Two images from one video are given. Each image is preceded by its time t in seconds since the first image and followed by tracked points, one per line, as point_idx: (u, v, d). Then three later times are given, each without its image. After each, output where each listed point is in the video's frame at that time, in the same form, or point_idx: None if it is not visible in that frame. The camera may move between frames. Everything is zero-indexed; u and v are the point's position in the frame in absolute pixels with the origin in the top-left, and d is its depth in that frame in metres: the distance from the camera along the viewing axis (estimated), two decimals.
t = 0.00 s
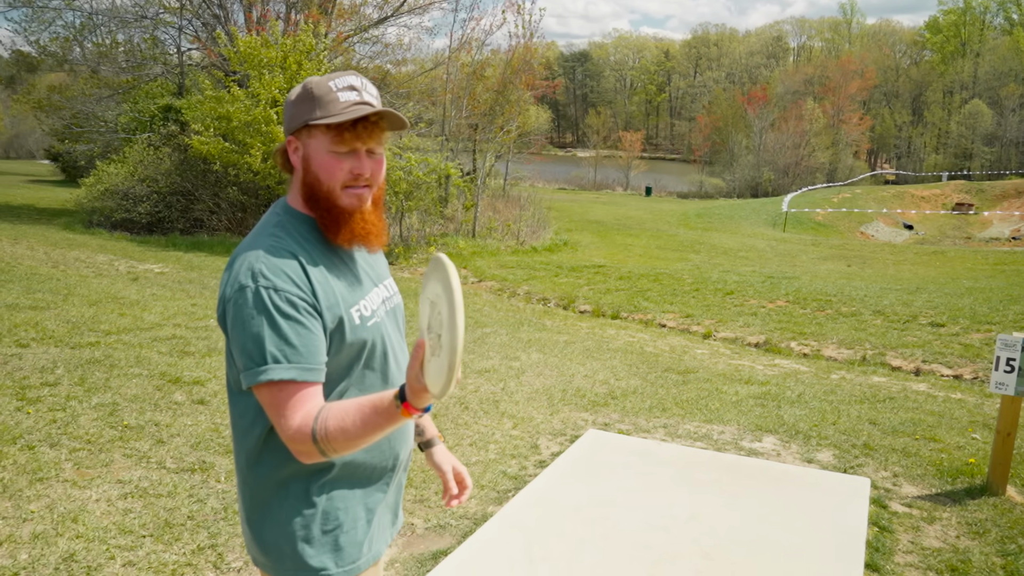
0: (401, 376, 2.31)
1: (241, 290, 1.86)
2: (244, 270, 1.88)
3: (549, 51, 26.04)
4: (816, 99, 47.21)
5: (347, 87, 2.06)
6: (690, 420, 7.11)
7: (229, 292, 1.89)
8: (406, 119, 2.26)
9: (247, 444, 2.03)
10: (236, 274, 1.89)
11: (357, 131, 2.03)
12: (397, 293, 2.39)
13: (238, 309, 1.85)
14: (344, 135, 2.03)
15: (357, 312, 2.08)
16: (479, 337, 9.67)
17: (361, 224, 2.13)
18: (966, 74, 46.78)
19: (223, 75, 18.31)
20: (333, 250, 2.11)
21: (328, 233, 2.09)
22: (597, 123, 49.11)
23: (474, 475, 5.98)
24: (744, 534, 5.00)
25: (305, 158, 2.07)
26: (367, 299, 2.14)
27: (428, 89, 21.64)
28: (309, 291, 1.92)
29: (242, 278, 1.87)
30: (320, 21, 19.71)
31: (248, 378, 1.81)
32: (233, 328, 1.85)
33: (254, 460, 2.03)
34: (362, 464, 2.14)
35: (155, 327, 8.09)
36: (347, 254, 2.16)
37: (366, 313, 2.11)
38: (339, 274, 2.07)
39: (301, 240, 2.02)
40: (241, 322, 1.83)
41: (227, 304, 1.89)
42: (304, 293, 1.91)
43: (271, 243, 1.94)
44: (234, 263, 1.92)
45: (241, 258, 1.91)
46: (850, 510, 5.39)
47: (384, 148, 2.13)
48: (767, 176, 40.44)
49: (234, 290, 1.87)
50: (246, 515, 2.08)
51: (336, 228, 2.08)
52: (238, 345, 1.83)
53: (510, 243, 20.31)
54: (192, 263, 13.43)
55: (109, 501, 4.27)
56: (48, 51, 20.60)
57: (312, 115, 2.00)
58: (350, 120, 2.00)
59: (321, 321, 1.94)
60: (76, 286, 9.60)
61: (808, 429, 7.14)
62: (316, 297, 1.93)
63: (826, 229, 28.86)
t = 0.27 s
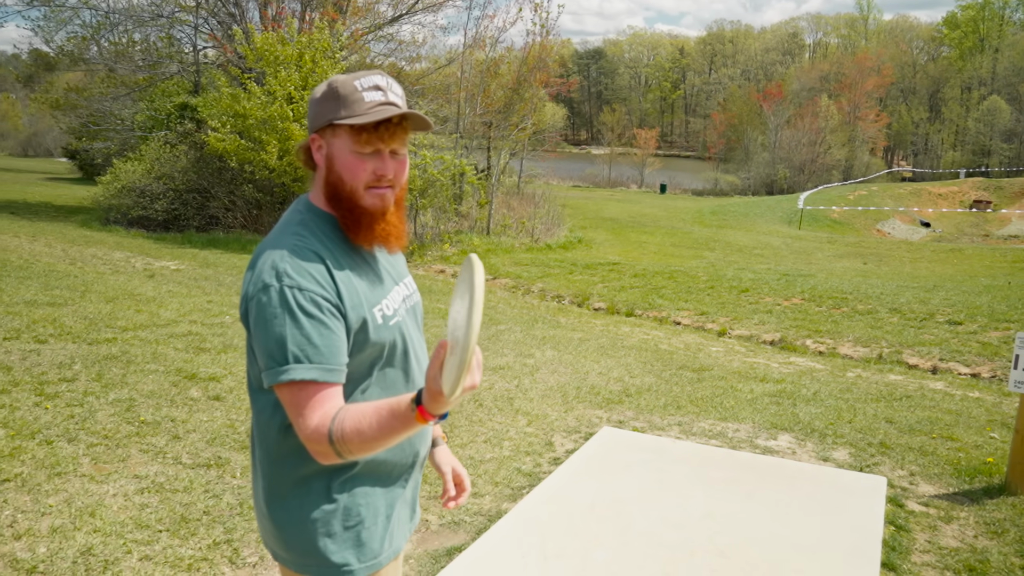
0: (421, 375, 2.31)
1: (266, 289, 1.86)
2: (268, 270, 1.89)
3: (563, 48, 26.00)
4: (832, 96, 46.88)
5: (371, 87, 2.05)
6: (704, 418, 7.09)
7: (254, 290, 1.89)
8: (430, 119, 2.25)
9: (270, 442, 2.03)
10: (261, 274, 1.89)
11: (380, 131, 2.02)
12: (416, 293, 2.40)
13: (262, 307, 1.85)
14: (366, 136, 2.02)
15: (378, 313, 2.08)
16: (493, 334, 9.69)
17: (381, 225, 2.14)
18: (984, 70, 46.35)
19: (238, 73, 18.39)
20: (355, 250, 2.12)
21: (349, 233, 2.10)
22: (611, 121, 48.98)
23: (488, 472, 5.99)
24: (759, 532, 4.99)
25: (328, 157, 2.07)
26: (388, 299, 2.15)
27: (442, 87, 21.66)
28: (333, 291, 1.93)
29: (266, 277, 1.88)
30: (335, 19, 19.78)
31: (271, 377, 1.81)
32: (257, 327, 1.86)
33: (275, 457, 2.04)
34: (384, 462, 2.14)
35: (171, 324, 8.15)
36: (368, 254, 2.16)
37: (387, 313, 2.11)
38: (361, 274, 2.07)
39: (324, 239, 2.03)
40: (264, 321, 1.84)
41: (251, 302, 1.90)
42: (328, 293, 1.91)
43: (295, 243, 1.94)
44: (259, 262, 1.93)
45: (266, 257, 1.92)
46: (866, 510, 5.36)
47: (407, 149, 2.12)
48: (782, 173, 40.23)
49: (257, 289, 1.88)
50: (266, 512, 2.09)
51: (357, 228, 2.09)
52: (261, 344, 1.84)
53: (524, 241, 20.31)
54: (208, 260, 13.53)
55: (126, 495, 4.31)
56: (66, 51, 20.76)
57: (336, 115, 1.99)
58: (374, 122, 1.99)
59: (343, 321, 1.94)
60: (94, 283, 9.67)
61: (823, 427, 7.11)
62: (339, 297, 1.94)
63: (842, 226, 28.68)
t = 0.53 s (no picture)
0: (434, 380, 2.32)
1: (295, 292, 1.86)
2: (297, 274, 1.89)
3: (565, 49, 26.01)
4: (835, 96, 46.83)
5: (400, 93, 2.06)
6: (707, 419, 7.09)
7: (281, 294, 1.89)
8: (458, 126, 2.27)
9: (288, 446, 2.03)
10: (289, 276, 1.89)
11: (410, 137, 2.04)
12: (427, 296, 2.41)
13: (290, 313, 1.85)
14: (393, 140, 2.04)
15: (400, 318, 2.09)
16: (496, 334, 9.69)
17: (405, 230, 2.15)
18: (987, 70, 46.32)
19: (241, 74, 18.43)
20: (375, 254, 2.12)
21: (368, 235, 2.11)
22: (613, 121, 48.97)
23: (490, 473, 5.99)
24: (761, 532, 4.99)
25: (353, 159, 2.07)
26: (408, 304, 2.16)
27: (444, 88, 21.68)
28: (361, 297, 1.93)
29: (294, 281, 1.88)
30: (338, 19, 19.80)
31: (299, 384, 1.82)
32: (284, 331, 1.86)
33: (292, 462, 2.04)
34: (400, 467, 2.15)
35: (174, 325, 8.17)
36: (387, 258, 2.17)
37: (407, 318, 2.12)
38: (384, 279, 2.07)
39: (349, 243, 2.03)
40: (291, 326, 1.84)
41: (278, 305, 1.89)
42: (356, 299, 1.91)
43: (324, 247, 1.95)
44: (285, 266, 1.92)
45: (292, 261, 1.91)
46: (870, 511, 5.35)
47: (431, 156, 2.14)
48: (785, 174, 40.33)
49: (286, 292, 1.87)
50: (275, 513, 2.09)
51: (381, 232, 2.09)
52: (289, 350, 1.84)
53: (527, 242, 20.32)
54: (210, 260, 13.56)
55: (129, 496, 4.32)
56: (69, 52, 20.78)
57: (364, 119, 2.00)
58: (405, 129, 2.00)
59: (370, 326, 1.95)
60: (97, 284, 9.70)
61: (826, 428, 7.11)
62: (367, 303, 1.95)
63: (845, 227, 28.65)
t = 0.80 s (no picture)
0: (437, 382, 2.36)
1: (336, 303, 1.85)
2: (340, 282, 1.87)
3: (564, 50, 26.04)
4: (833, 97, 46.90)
5: (434, 104, 2.09)
6: (706, 419, 7.10)
7: (320, 306, 1.86)
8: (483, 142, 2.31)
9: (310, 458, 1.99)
10: (330, 287, 1.86)
11: (450, 150, 2.07)
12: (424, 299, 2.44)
13: (333, 324, 1.83)
14: (431, 150, 2.06)
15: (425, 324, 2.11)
16: (495, 335, 9.70)
17: (431, 236, 2.18)
18: (984, 71, 46.44)
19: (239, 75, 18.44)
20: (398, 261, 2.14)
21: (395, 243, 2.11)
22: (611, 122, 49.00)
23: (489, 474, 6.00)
24: (760, 534, 5.00)
25: (388, 168, 2.07)
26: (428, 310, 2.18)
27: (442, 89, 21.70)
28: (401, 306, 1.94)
29: (334, 292, 1.86)
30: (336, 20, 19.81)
31: (349, 397, 1.81)
32: (325, 344, 1.83)
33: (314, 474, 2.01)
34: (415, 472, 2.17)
35: (172, 326, 8.17)
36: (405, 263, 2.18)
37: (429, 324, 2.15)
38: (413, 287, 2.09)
39: (382, 251, 2.03)
40: (337, 338, 1.82)
41: (319, 315, 1.86)
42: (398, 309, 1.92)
43: (360, 256, 1.94)
44: (320, 276, 1.89)
45: (327, 271, 1.89)
46: (869, 511, 5.36)
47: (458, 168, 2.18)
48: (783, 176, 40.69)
49: (329, 302, 1.85)
50: (290, 525, 2.04)
51: (412, 242, 2.11)
52: (335, 361, 1.82)
53: (525, 243, 20.35)
54: (209, 262, 13.58)
55: (127, 499, 4.32)
56: (66, 54, 20.75)
57: (404, 129, 2.02)
58: (446, 141, 2.04)
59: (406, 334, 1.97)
60: (94, 285, 9.70)
61: (824, 428, 7.12)
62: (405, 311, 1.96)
63: (843, 227, 28.69)
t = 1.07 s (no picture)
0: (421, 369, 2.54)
1: (370, 308, 1.98)
2: (374, 286, 2.01)
3: (555, 55, 26.12)
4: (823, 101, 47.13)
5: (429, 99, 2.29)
6: (697, 424, 7.12)
7: (354, 311, 1.99)
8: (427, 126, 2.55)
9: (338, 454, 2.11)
10: (362, 292, 1.99)
11: (450, 143, 2.33)
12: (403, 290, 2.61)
13: (371, 327, 1.98)
14: (437, 145, 2.28)
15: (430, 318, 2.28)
16: (486, 340, 9.71)
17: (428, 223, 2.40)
18: (972, 76, 46.85)
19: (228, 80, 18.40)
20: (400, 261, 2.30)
21: (408, 233, 2.30)
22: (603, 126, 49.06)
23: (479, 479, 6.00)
24: (750, 537, 5.02)
25: (411, 169, 2.21)
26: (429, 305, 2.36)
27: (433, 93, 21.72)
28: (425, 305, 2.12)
29: (367, 297, 1.99)
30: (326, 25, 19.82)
31: (387, 396, 1.97)
32: (364, 347, 1.97)
33: (340, 469, 2.12)
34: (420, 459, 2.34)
35: (162, 333, 8.14)
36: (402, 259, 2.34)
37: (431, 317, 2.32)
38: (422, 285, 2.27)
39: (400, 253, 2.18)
40: (374, 341, 1.97)
41: (355, 318, 1.99)
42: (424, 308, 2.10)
43: (383, 258, 2.08)
44: (349, 283, 2.01)
45: (357, 278, 2.01)
46: (859, 515, 5.39)
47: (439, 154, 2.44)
48: (774, 180, 40.53)
49: (366, 305, 1.98)
50: (315, 519, 2.14)
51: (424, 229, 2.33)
52: (374, 362, 1.97)
53: (517, 248, 20.38)
54: (199, 268, 13.54)
55: (115, 507, 4.31)
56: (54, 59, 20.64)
57: (425, 129, 2.19)
58: (453, 134, 2.28)
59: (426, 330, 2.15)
60: (83, 292, 9.66)
61: (816, 432, 7.14)
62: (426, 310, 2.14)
63: (833, 232, 28.83)
